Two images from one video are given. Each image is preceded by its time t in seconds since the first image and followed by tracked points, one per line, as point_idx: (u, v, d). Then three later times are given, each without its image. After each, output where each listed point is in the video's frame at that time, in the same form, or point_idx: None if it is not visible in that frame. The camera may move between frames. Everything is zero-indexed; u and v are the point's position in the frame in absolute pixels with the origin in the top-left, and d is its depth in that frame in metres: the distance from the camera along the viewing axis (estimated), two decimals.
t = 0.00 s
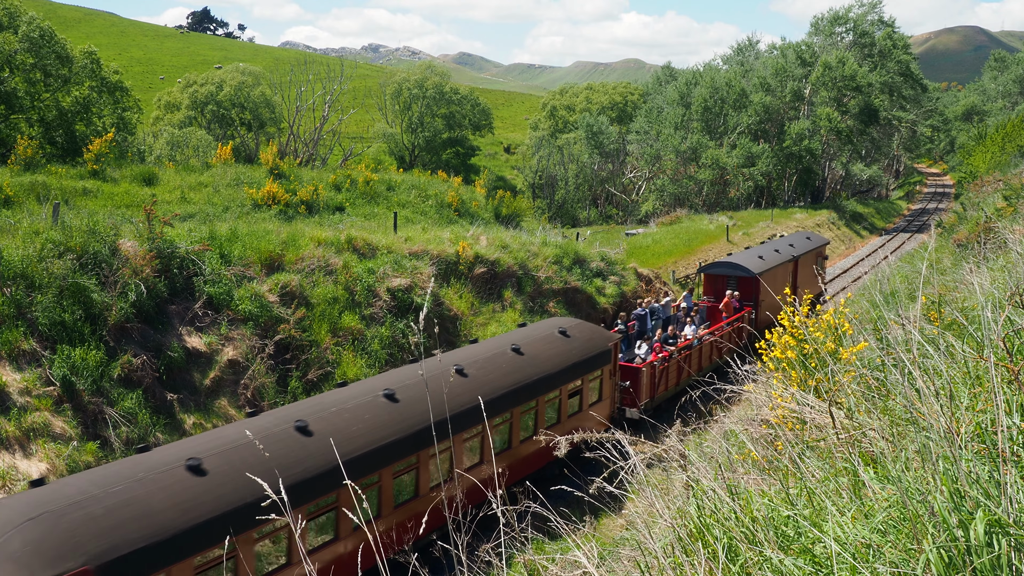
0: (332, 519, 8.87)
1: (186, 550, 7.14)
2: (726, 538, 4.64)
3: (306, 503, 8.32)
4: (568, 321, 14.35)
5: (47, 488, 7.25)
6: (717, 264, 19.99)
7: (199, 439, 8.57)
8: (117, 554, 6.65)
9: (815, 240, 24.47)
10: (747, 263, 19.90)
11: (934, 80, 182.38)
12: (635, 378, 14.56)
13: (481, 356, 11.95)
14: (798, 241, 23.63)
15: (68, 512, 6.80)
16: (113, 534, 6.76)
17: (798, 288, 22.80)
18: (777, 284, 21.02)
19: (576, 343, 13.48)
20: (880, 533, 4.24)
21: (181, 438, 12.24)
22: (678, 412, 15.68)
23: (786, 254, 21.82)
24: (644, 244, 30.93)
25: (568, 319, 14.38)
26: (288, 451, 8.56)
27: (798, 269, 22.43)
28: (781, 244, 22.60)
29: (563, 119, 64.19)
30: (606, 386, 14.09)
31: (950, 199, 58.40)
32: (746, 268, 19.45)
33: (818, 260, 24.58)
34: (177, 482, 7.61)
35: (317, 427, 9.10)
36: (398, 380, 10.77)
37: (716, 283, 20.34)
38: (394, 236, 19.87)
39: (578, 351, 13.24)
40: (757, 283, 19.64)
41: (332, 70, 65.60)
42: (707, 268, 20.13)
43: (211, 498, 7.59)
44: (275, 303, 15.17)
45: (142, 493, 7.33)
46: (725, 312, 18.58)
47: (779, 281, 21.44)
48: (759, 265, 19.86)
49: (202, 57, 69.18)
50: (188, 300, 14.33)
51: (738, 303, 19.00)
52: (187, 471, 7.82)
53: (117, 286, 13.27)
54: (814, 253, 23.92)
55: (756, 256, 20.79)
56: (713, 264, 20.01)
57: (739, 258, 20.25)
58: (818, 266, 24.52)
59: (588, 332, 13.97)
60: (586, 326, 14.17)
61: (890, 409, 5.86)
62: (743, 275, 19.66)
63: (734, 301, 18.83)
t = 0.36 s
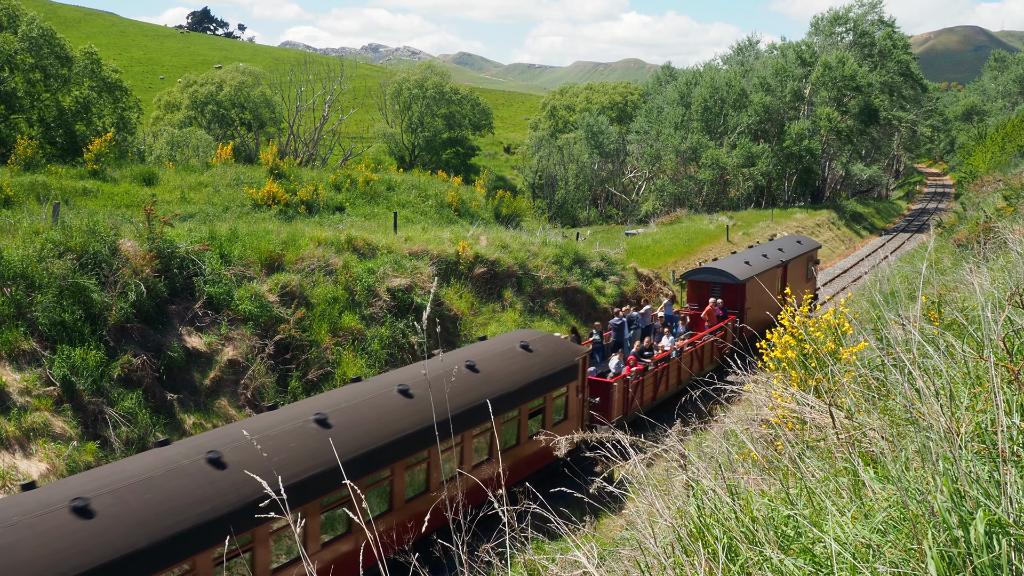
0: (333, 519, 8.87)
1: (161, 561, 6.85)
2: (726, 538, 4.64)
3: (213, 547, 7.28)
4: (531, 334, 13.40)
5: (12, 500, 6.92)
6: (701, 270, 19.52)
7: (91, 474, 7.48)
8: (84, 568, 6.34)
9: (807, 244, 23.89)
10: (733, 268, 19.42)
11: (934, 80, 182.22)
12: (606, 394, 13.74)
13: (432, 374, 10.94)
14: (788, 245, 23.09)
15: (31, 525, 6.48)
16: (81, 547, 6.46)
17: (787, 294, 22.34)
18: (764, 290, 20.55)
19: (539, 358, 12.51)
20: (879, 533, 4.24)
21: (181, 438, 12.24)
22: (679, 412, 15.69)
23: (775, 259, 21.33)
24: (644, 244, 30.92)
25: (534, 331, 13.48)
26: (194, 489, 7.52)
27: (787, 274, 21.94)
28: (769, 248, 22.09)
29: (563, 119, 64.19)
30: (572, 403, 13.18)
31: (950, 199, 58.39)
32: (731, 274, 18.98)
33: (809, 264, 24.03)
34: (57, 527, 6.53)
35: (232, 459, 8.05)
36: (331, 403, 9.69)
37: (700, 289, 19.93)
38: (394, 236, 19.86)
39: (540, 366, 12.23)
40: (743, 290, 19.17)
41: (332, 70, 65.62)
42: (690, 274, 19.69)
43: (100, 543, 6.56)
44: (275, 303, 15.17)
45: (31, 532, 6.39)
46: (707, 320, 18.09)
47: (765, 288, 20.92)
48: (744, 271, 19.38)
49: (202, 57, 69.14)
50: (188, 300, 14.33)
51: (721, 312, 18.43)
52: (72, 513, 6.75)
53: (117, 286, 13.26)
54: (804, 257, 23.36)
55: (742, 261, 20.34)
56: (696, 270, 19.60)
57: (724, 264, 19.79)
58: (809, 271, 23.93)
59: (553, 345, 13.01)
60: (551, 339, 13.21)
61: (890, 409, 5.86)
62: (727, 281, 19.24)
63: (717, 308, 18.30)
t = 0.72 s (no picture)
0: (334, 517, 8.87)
1: (163, 560, 6.81)
2: (726, 537, 4.63)
3: None
4: (487, 348, 12.36)
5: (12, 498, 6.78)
6: (683, 277, 18.78)
7: None
8: (88, 567, 6.26)
9: (798, 247, 23.18)
10: (717, 275, 18.69)
11: (934, 80, 182.27)
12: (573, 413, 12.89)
13: (373, 396, 9.90)
14: (778, 249, 22.39)
15: (34, 523, 6.36)
16: (85, 546, 6.37)
17: (776, 300, 21.67)
18: (751, 297, 19.85)
19: (498, 375, 11.49)
20: (879, 532, 4.24)
21: (180, 438, 12.24)
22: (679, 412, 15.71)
23: (763, 264, 20.63)
24: (644, 244, 30.94)
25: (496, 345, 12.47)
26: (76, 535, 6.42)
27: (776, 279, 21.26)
28: (758, 252, 21.40)
29: (563, 119, 64.18)
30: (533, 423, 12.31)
31: (950, 199, 58.39)
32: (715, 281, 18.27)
33: (801, 268, 23.34)
34: None
35: (126, 496, 6.98)
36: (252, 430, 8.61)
37: (682, 296, 19.18)
38: (394, 236, 19.87)
39: (498, 384, 11.22)
40: (727, 297, 18.46)
41: (331, 70, 65.63)
42: (672, 280, 18.94)
43: None
44: (275, 303, 15.17)
45: None
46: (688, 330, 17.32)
47: (753, 297, 20.14)
48: (728, 278, 18.65)
49: (202, 57, 69.14)
50: (188, 300, 14.32)
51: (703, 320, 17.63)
52: None
53: (117, 286, 13.26)
54: (794, 261, 22.68)
55: (727, 267, 19.55)
56: (679, 277, 18.87)
57: (707, 270, 19.07)
58: (799, 275, 23.18)
59: (514, 361, 11.99)
60: (511, 354, 12.17)
61: (890, 409, 5.86)
62: (711, 289, 18.48)
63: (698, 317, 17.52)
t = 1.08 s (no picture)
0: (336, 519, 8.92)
1: (164, 560, 6.89)
2: (727, 538, 4.63)
3: None
4: (442, 365, 11.52)
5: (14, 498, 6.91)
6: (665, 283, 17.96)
7: None
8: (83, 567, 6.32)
9: (785, 254, 22.54)
10: (699, 281, 17.87)
11: (934, 80, 182.27)
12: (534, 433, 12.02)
13: (303, 421, 9.05)
14: (765, 255, 21.73)
15: None
16: (86, 545, 6.48)
17: (761, 308, 20.96)
18: (735, 305, 19.07)
19: (449, 397, 10.65)
20: (879, 533, 4.25)
21: (180, 438, 12.24)
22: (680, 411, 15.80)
23: (748, 270, 19.92)
24: (644, 244, 30.94)
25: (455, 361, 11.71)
26: None
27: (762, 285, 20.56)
28: (743, 258, 20.72)
29: (563, 119, 64.17)
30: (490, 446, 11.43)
31: (950, 199, 58.38)
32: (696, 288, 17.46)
33: (788, 274, 22.67)
34: None
35: None
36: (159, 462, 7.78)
37: (662, 304, 18.35)
38: (394, 236, 19.87)
39: (447, 406, 10.39)
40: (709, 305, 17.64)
41: (331, 70, 65.60)
42: (652, 289, 18.08)
43: None
44: (275, 303, 15.18)
45: None
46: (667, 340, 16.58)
47: (737, 304, 19.36)
48: (711, 284, 17.84)
49: (202, 57, 69.13)
50: (188, 300, 14.33)
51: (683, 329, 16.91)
52: None
53: (117, 286, 13.26)
54: (781, 267, 22.01)
55: (709, 274, 18.69)
56: (659, 284, 18.01)
57: (689, 276, 18.26)
58: (788, 280, 22.64)
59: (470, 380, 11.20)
60: (466, 370, 11.36)
61: (890, 409, 5.86)
62: (693, 297, 17.61)
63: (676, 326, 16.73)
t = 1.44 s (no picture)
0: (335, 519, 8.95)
1: (161, 560, 6.95)
2: (726, 538, 4.63)
3: None
4: (383, 386, 10.61)
5: (14, 497, 6.92)
6: (642, 291, 17.15)
7: None
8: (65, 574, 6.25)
9: (773, 259, 21.70)
10: (678, 288, 17.06)
11: (934, 80, 182.09)
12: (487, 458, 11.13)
13: (216, 452, 8.14)
14: (752, 260, 20.89)
15: None
16: None
17: (748, 315, 20.16)
18: (719, 313, 18.23)
19: (386, 422, 9.75)
20: (879, 533, 4.25)
21: (181, 438, 12.24)
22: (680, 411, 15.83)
23: (733, 275, 19.06)
24: (644, 243, 30.95)
25: (399, 380, 10.84)
26: None
27: (747, 292, 19.73)
28: (728, 263, 19.86)
29: (564, 119, 64.16)
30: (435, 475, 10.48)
31: (950, 199, 58.38)
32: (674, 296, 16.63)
33: (775, 279, 21.86)
34: None
35: None
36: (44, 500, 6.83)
37: (640, 313, 17.58)
38: (394, 236, 19.86)
39: (382, 432, 9.48)
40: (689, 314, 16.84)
41: (331, 70, 65.61)
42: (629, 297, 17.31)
43: None
44: (275, 303, 15.18)
45: None
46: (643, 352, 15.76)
47: (721, 311, 18.58)
48: (691, 292, 17.06)
49: (202, 57, 69.12)
50: (188, 300, 14.33)
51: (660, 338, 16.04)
52: None
53: (117, 286, 13.26)
54: (768, 272, 21.17)
55: (690, 280, 17.91)
56: (636, 292, 17.26)
57: (669, 284, 17.43)
58: (777, 284, 21.95)
59: (416, 398, 10.41)
60: (411, 390, 10.55)
61: (890, 409, 5.86)
62: (671, 305, 16.86)
63: (652, 337, 15.88)
